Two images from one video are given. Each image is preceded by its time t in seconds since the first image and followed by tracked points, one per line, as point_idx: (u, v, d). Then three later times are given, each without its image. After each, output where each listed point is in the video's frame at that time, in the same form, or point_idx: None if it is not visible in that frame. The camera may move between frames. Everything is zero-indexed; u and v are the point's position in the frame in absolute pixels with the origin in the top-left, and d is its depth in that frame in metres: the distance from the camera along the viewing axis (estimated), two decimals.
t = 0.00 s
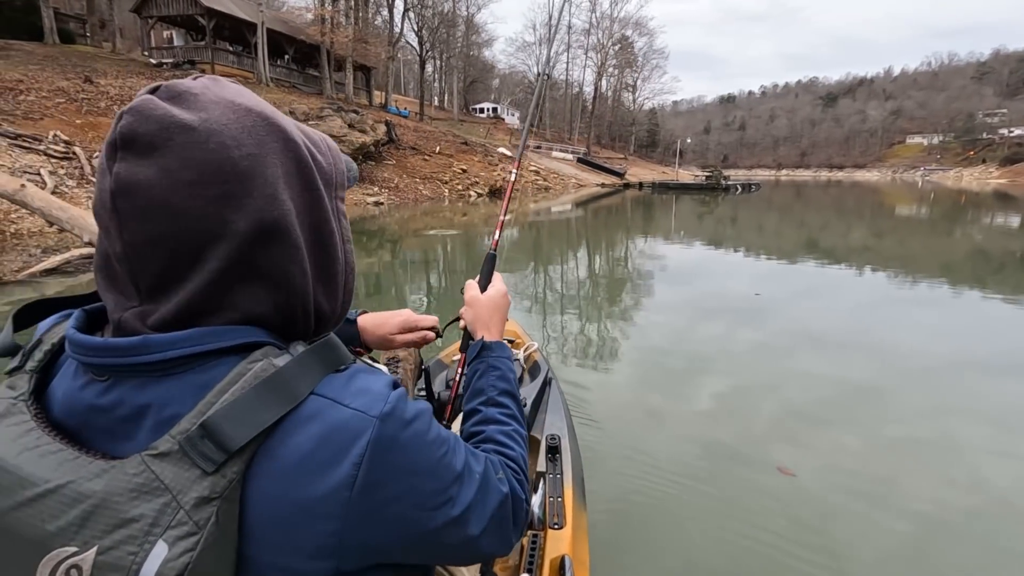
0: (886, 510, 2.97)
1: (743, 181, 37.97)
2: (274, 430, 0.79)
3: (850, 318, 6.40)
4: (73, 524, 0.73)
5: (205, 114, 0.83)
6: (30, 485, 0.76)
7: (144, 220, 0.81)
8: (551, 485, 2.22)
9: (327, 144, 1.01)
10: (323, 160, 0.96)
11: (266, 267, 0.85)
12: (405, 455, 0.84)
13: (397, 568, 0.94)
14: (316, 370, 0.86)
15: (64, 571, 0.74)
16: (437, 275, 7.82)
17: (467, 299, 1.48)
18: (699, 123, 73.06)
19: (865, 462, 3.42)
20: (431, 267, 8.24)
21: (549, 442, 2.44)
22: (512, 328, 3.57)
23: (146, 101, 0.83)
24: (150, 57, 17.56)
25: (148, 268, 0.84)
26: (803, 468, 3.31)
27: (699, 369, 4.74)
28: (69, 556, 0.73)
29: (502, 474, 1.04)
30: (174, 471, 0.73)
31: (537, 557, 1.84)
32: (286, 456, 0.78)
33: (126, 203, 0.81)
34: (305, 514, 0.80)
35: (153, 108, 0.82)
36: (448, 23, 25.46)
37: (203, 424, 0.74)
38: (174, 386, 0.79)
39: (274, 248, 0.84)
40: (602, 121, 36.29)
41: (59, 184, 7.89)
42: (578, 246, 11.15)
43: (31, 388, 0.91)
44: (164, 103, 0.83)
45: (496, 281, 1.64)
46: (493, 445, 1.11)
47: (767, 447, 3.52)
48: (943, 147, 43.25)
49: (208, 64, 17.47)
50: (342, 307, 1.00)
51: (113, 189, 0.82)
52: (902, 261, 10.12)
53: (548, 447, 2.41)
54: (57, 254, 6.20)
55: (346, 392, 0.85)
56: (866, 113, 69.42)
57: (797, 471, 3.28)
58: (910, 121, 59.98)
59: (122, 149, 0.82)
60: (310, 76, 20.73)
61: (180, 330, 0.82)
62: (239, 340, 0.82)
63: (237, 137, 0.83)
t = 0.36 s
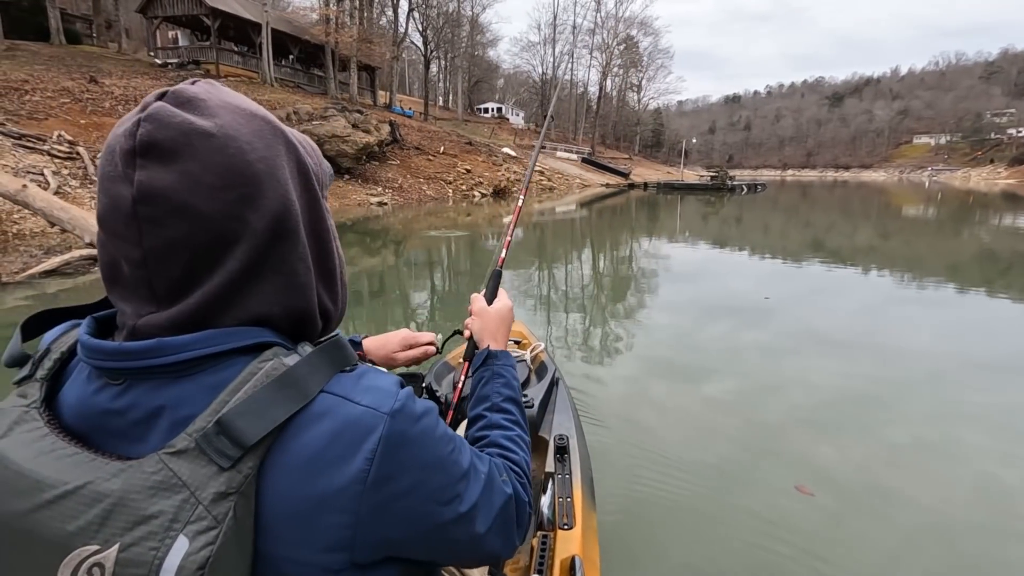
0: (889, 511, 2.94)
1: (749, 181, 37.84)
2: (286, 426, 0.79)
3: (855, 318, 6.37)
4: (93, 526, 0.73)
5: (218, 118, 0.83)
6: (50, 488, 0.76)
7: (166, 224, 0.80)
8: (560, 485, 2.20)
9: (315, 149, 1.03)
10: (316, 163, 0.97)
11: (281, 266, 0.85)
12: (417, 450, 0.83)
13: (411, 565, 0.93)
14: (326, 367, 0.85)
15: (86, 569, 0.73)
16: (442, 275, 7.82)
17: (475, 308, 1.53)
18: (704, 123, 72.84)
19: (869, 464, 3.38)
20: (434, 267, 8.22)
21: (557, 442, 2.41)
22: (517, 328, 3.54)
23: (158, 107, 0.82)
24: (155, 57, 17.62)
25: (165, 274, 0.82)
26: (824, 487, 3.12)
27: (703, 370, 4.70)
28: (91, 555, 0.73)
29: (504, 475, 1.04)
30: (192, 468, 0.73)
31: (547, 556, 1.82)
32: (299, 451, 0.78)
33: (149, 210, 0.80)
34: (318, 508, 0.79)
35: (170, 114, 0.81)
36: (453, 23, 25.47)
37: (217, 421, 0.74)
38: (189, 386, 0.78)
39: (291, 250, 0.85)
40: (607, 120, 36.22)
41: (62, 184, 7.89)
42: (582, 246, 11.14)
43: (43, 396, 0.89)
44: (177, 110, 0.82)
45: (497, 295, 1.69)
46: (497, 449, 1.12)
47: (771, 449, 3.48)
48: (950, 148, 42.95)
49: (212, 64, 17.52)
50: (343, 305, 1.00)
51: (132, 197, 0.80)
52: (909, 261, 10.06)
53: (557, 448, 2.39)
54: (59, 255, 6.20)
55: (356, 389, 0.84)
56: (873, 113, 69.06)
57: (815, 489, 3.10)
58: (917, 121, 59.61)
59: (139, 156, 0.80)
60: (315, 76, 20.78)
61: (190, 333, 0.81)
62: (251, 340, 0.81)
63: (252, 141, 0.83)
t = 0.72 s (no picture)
0: (892, 512, 2.91)
1: (755, 181, 37.70)
2: (289, 416, 0.80)
3: (861, 319, 6.33)
4: (102, 506, 0.76)
5: (250, 126, 0.86)
6: (63, 472, 0.79)
7: (206, 228, 0.81)
8: (566, 486, 2.18)
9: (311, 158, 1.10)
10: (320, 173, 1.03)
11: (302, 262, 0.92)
12: (420, 445, 0.84)
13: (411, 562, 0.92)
14: (329, 361, 0.87)
15: (95, 549, 0.76)
16: (446, 275, 7.82)
17: (478, 324, 1.54)
18: (710, 123, 72.63)
19: (873, 465, 3.35)
20: (438, 267, 8.22)
21: (562, 443, 2.39)
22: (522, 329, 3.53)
23: (196, 114, 0.83)
24: (161, 57, 17.72)
25: (198, 276, 0.84)
26: (847, 506, 2.94)
27: (706, 370, 4.68)
28: (99, 534, 0.76)
29: (505, 480, 1.04)
30: (195, 453, 0.75)
31: (553, 558, 1.80)
32: (304, 439, 0.79)
33: (196, 213, 0.80)
34: (321, 501, 0.79)
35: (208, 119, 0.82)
36: (458, 23, 25.48)
37: (222, 408, 0.76)
38: (198, 377, 0.81)
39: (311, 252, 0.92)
40: (612, 120, 36.17)
41: (66, 184, 7.92)
42: (586, 245, 11.12)
43: (59, 383, 0.92)
44: (213, 117, 0.84)
45: (506, 309, 1.70)
46: (498, 456, 1.13)
47: (774, 450, 3.44)
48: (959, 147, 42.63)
49: (218, 64, 17.60)
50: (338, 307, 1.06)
51: (179, 201, 0.80)
52: (916, 261, 10.00)
53: (562, 448, 2.38)
54: (62, 255, 6.22)
55: (359, 383, 0.85)
56: (880, 113, 68.66)
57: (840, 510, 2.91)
58: (925, 121, 59.23)
59: (185, 162, 0.81)
60: (320, 76, 20.84)
61: (201, 325, 0.83)
62: (257, 335, 0.84)
63: (282, 150, 0.88)
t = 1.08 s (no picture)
0: (898, 513, 2.87)
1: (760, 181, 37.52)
2: (289, 389, 0.80)
3: (868, 319, 6.28)
4: (108, 470, 0.78)
5: (254, 114, 0.85)
6: (71, 438, 0.81)
7: (215, 212, 0.80)
8: (562, 486, 2.16)
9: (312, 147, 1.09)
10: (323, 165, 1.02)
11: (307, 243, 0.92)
12: (414, 425, 0.83)
13: (406, 545, 0.90)
14: (328, 342, 0.86)
15: (99, 511, 0.79)
16: (450, 275, 7.81)
17: (478, 320, 1.53)
18: (716, 123, 72.36)
19: (879, 467, 3.29)
20: (441, 267, 8.21)
21: (560, 442, 2.37)
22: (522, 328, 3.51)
23: (203, 102, 0.82)
24: (166, 58, 17.77)
25: (205, 259, 0.83)
26: (854, 513, 2.85)
27: (711, 369, 4.66)
28: (103, 496, 0.78)
29: (500, 474, 1.03)
30: (197, 420, 0.75)
31: (548, 557, 1.78)
32: (300, 414, 0.79)
33: (204, 198, 0.80)
34: (317, 474, 0.78)
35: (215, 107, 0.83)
36: (462, 23, 25.46)
37: (225, 378, 0.76)
38: (202, 352, 0.81)
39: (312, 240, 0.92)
40: (617, 120, 36.06)
41: (67, 184, 7.96)
42: (591, 245, 11.09)
43: (69, 359, 0.94)
44: (219, 105, 0.83)
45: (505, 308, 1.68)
46: (495, 452, 1.11)
47: (779, 453, 3.38)
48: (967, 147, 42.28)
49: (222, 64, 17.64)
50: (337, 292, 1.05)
51: (187, 186, 0.80)
52: (923, 262, 9.92)
53: (559, 448, 2.35)
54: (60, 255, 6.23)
55: (358, 362, 0.84)
56: (887, 112, 68.21)
57: (852, 525, 2.76)
58: (933, 120, 58.80)
59: (193, 148, 0.80)
60: (324, 76, 20.88)
61: (207, 299, 0.83)
62: (262, 312, 0.84)
63: (285, 138, 0.87)
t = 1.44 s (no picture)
0: (902, 515, 2.84)
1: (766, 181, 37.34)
2: (283, 366, 0.82)
3: (873, 319, 6.23)
4: (105, 428, 0.82)
5: (216, 92, 0.83)
6: (76, 398, 0.86)
7: (178, 192, 0.82)
8: (559, 485, 2.14)
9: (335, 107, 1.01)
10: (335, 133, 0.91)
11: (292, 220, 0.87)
12: (404, 412, 0.83)
13: (394, 535, 0.91)
14: (327, 327, 0.89)
15: (93, 468, 0.82)
16: (453, 275, 7.81)
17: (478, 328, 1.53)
18: (721, 122, 72.07)
19: (882, 468, 3.25)
20: (444, 267, 8.20)
21: (559, 441, 2.35)
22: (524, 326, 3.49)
23: (170, 90, 0.85)
24: (170, 58, 17.80)
25: (190, 238, 0.86)
26: (857, 516, 2.82)
27: (714, 369, 4.64)
28: (97, 454, 0.82)
29: (495, 471, 1.03)
30: (193, 389, 0.78)
31: (544, 557, 1.76)
32: (291, 393, 0.80)
33: (163, 180, 0.82)
34: (304, 452, 0.79)
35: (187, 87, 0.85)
36: (467, 23, 25.44)
37: (222, 351, 0.79)
38: (204, 328, 0.85)
39: (292, 221, 0.87)
40: (621, 119, 35.95)
41: (69, 184, 7.99)
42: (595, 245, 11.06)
43: (91, 330, 0.99)
44: (183, 89, 0.84)
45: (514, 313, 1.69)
46: (493, 451, 1.11)
47: (780, 453, 3.35)
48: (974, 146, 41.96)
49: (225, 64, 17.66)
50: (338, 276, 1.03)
51: (150, 170, 0.83)
52: (930, 262, 9.86)
53: (558, 447, 2.33)
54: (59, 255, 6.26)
55: (353, 347, 0.85)
56: (893, 112, 67.82)
57: (872, 546, 2.61)
58: (940, 119, 58.42)
59: (151, 134, 0.83)
60: (327, 76, 20.89)
61: (213, 279, 0.87)
62: (263, 296, 0.88)
63: (243, 110, 0.83)
